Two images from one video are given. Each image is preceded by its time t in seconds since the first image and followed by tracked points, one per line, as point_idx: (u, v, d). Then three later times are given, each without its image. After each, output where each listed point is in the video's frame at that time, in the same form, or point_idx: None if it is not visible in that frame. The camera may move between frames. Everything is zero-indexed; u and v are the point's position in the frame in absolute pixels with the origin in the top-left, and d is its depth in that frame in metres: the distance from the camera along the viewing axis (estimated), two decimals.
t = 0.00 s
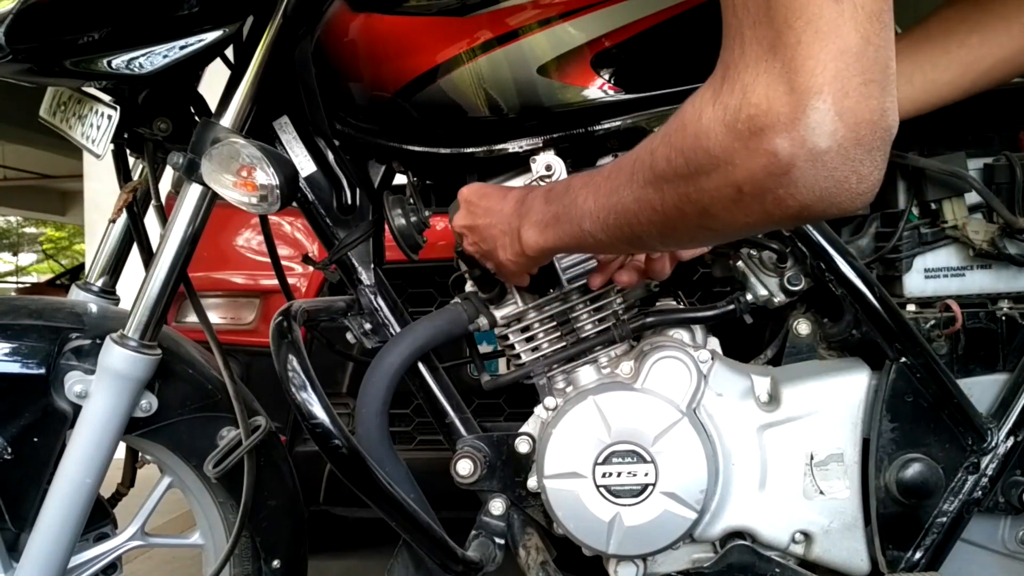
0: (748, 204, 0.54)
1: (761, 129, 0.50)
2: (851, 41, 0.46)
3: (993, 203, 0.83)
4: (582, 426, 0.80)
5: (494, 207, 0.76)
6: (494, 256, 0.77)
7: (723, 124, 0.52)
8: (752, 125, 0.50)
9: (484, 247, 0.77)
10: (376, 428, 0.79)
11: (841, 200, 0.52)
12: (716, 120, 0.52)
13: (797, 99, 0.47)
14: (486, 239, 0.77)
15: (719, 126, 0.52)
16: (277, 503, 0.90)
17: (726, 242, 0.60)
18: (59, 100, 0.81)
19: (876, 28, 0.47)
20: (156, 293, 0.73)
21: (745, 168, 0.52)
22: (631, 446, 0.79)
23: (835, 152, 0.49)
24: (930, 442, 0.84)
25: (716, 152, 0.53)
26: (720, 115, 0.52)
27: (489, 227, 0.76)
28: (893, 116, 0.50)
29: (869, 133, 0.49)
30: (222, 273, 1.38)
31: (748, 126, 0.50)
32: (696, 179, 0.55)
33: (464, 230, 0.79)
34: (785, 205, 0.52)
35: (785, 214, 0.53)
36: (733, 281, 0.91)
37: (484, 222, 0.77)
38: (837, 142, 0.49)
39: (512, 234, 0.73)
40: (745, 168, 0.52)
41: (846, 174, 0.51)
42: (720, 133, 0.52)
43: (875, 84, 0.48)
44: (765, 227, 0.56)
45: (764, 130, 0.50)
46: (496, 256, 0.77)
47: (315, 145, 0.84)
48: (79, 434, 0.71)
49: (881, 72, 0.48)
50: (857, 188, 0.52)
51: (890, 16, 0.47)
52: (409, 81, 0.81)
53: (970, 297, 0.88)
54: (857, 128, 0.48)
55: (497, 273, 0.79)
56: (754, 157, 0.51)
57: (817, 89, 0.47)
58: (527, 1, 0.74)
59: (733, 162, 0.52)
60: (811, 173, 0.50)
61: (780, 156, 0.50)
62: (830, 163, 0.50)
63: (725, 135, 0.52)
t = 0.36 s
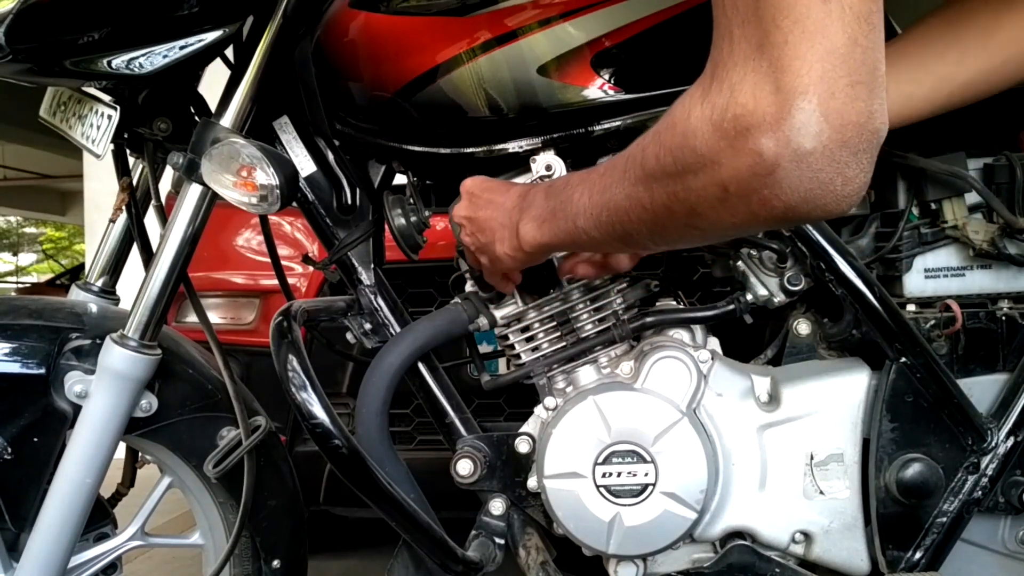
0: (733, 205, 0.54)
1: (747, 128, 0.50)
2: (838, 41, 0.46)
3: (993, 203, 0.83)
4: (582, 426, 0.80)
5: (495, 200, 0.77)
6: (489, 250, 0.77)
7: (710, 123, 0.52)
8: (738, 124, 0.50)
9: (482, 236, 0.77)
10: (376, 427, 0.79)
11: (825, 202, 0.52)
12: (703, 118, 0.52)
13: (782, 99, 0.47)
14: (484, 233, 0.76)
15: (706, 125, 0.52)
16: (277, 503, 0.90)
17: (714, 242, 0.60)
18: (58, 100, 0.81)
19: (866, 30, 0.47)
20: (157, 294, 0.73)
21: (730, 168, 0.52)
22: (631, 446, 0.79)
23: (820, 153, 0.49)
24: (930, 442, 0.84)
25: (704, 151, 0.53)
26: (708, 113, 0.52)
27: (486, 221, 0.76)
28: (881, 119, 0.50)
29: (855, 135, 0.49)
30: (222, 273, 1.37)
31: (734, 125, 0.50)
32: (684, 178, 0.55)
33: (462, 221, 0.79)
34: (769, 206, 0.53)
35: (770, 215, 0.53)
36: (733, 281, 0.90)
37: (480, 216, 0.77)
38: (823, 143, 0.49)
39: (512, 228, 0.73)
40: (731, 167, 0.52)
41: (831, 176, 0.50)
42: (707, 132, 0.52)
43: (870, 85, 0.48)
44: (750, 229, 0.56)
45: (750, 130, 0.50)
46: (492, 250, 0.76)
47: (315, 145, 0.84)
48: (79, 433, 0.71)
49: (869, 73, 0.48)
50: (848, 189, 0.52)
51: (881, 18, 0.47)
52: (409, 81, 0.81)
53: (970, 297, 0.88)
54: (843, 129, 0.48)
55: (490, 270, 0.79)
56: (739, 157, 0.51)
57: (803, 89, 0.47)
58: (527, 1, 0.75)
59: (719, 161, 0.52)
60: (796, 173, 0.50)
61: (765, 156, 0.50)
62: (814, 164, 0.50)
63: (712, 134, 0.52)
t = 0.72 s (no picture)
0: (717, 198, 0.53)
1: (728, 121, 0.49)
2: (823, 33, 0.45)
3: (993, 203, 0.83)
4: (582, 425, 0.80)
5: (492, 191, 0.77)
6: (486, 239, 0.78)
7: (693, 115, 0.51)
8: (721, 117, 0.49)
9: (478, 226, 0.77)
10: (376, 427, 0.79)
11: (805, 198, 0.51)
12: (687, 110, 0.51)
13: (764, 91, 0.47)
14: (482, 222, 0.77)
15: (690, 117, 0.51)
16: (277, 503, 0.90)
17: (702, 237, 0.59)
18: (59, 100, 0.81)
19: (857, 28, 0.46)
20: (157, 293, 0.73)
21: (713, 161, 0.51)
22: (631, 446, 0.79)
23: (802, 147, 0.48)
24: (930, 442, 0.84)
25: (688, 144, 0.52)
26: (692, 105, 0.51)
27: (484, 211, 0.76)
28: (866, 114, 0.49)
29: (837, 130, 0.48)
30: (222, 273, 1.37)
31: (716, 118, 0.49)
32: (669, 172, 0.55)
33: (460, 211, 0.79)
34: (753, 200, 0.52)
35: (754, 210, 0.53)
36: (733, 281, 0.91)
37: (478, 204, 0.77)
38: (805, 137, 0.48)
39: (508, 219, 0.73)
40: (713, 160, 0.51)
41: (813, 171, 0.50)
42: (691, 125, 0.51)
43: (865, 84, 0.48)
44: (736, 223, 0.55)
45: (732, 123, 0.49)
46: (489, 236, 0.77)
47: (315, 145, 0.84)
48: (79, 434, 0.71)
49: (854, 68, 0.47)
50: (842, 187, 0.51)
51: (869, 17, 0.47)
52: (409, 81, 0.81)
53: (970, 297, 0.88)
54: (825, 125, 0.48)
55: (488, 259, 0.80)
56: (721, 150, 0.50)
57: (785, 81, 0.46)
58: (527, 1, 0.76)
59: (702, 154, 0.52)
60: (778, 168, 0.49)
61: (746, 149, 0.49)
62: (797, 158, 0.49)
63: (695, 127, 0.51)
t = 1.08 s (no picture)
0: (720, 198, 0.53)
1: (732, 120, 0.49)
2: (825, 30, 0.45)
3: (993, 202, 0.83)
4: (582, 425, 0.80)
5: (496, 189, 0.77)
6: (486, 237, 0.78)
7: (697, 113, 0.51)
8: (724, 115, 0.49)
9: (480, 224, 0.77)
10: (376, 427, 0.79)
11: (811, 200, 0.51)
12: (690, 109, 0.52)
13: (767, 91, 0.47)
14: (484, 221, 0.77)
15: (693, 115, 0.52)
16: (277, 503, 0.90)
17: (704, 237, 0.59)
18: (58, 100, 0.81)
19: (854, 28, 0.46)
20: (156, 293, 0.73)
21: (716, 160, 0.51)
22: (631, 446, 0.79)
23: (807, 147, 0.48)
24: (930, 442, 0.84)
25: (692, 143, 0.52)
26: (694, 104, 0.51)
27: (486, 210, 0.76)
28: (871, 113, 0.49)
29: (843, 129, 0.48)
30: (221, 273, 1.37)
31: (720, 116, 0.50)
32: (672, 171, 0.55)
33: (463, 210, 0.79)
34: (757, 200, 0.52)
35: (757, 210, 0.53)
36: (733, 280, 0.91)
37: (481, 203, 0.77)
38: (810, 135, 0.48)
39: (510, 217, 0.73)
40: (717, 160, 0.51)
41: (814, 171, 0.50)
42: (695, 124, 0.52)
43: (863, 83, 0.48)
44: (738, 224, 0.55)
45: (736, 122, 0.49)
46: (490, 234, 0.77)
47: (315, 145, 0.84)
48: (79, 434, 0.71)
49: (856, 67, 0.47)
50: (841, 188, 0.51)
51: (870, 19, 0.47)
52: (409, 81, 0.81)
53: (970, 297, 0.88)
54: (830, 123, 0.48)
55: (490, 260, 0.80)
56: (725, 149, 0.50)
57: (789, 79, 0.46)
58: (527, 1, 0.76)
59: (705, 153, 0.52)
60: (782, 168, 0.49)
61: (750, 148, 0.49)
62: (802, 158, 0.49)
63: (699, 125, 0.51)
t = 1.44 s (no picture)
0: (712, 192, 0.53)
1: (723, 114, 0.49)
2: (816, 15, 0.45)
3: (993, 202, 0.83)
4: (582, 426, 0.80)
5: (497, 189, 0.76)
6: (483, 232, 0.75)
7: (689, 108, 0.51)
8: (716, 111, 0.49)
9: (479, 216, 0.75)
10: (376, 427, 0.79)
11: (801, 193, 0.51)
12: (683, 103, 0.51)
13: (754, 82, 0.47)
14: (485, 210, 0.75)
15: (685, 110, 0.51)
16: (277, 503, 0.90)
17: (699, 228, 0.59)
18: (59, 100, 0.81)
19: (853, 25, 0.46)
20: (157, 293, 0.73)
21: (706, 155, 0.51)
22: (631, 446, 0.79)
23: (795, 142, 0.48)
24: (930, 442, 0.84)
25: (682, 137, 0.52)
26: (687, 98, 0.51)
27: (491, 198, 0.75)
28: (861, 107, 0.49)
29: (831, 122, 0.48)
30: (221, 273, 1.37)
31: (711, 111, 0.50)
32: (664, 165, 0.54)
33: (463, 202, 0.78)
34: (746, 194, 0.52)
35: (750, 205, 0.53)
36: (733, 280, 0.91)
37: (487, 194, 0.76)
38: (797, 132, 0.48)
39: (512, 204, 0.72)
40: (707, 155, 0.51)
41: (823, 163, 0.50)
42: (686, 118, 0.51)
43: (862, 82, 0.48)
44: (731, 216, 0.55)
45: (724, 116, 0.49)
46: (488, 227, 0.75)
47: (315, 145, 0.84)
48: (79, 434, 0.71)
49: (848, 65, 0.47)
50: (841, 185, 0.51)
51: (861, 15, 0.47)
52: (409, 81, 0.81)
53: (970, 297, 0.88)
54: (818, 116, 0.47)
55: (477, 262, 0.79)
56: (715, 143, 0.50)
57: (774, 74, 0.47)
58: (527, 2, 0.76)
59: (697, 149, 0.51)
60: (769, 162, 0.49)
61: (738, 144, 0.49)
62: (789, 154, 0.49)
63: (689, 120, 0.51)
